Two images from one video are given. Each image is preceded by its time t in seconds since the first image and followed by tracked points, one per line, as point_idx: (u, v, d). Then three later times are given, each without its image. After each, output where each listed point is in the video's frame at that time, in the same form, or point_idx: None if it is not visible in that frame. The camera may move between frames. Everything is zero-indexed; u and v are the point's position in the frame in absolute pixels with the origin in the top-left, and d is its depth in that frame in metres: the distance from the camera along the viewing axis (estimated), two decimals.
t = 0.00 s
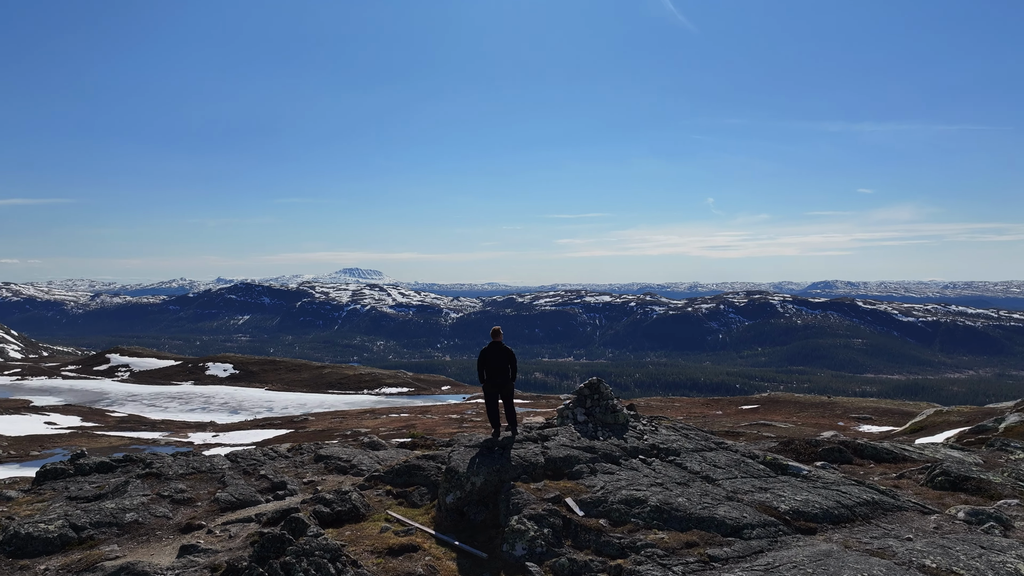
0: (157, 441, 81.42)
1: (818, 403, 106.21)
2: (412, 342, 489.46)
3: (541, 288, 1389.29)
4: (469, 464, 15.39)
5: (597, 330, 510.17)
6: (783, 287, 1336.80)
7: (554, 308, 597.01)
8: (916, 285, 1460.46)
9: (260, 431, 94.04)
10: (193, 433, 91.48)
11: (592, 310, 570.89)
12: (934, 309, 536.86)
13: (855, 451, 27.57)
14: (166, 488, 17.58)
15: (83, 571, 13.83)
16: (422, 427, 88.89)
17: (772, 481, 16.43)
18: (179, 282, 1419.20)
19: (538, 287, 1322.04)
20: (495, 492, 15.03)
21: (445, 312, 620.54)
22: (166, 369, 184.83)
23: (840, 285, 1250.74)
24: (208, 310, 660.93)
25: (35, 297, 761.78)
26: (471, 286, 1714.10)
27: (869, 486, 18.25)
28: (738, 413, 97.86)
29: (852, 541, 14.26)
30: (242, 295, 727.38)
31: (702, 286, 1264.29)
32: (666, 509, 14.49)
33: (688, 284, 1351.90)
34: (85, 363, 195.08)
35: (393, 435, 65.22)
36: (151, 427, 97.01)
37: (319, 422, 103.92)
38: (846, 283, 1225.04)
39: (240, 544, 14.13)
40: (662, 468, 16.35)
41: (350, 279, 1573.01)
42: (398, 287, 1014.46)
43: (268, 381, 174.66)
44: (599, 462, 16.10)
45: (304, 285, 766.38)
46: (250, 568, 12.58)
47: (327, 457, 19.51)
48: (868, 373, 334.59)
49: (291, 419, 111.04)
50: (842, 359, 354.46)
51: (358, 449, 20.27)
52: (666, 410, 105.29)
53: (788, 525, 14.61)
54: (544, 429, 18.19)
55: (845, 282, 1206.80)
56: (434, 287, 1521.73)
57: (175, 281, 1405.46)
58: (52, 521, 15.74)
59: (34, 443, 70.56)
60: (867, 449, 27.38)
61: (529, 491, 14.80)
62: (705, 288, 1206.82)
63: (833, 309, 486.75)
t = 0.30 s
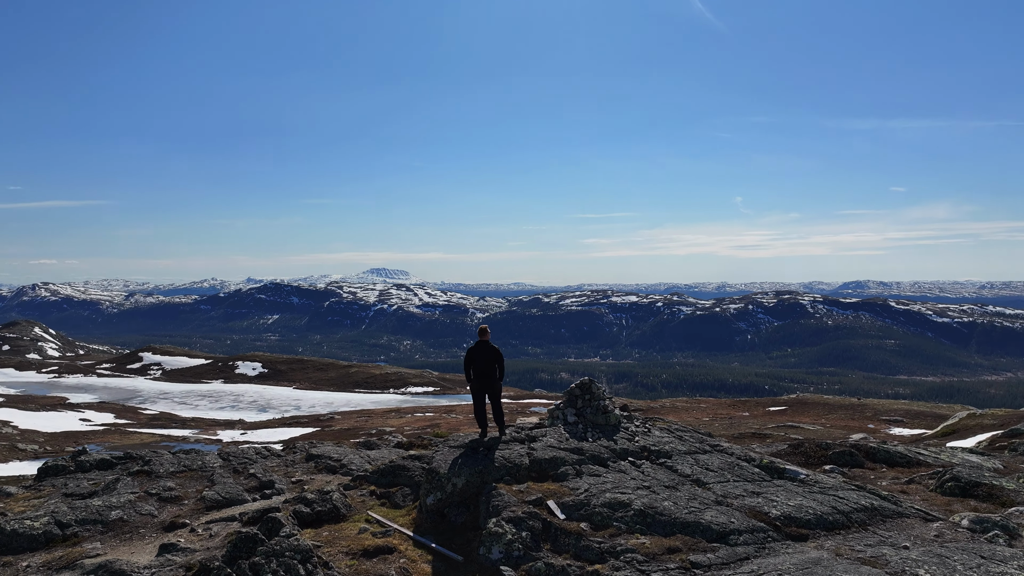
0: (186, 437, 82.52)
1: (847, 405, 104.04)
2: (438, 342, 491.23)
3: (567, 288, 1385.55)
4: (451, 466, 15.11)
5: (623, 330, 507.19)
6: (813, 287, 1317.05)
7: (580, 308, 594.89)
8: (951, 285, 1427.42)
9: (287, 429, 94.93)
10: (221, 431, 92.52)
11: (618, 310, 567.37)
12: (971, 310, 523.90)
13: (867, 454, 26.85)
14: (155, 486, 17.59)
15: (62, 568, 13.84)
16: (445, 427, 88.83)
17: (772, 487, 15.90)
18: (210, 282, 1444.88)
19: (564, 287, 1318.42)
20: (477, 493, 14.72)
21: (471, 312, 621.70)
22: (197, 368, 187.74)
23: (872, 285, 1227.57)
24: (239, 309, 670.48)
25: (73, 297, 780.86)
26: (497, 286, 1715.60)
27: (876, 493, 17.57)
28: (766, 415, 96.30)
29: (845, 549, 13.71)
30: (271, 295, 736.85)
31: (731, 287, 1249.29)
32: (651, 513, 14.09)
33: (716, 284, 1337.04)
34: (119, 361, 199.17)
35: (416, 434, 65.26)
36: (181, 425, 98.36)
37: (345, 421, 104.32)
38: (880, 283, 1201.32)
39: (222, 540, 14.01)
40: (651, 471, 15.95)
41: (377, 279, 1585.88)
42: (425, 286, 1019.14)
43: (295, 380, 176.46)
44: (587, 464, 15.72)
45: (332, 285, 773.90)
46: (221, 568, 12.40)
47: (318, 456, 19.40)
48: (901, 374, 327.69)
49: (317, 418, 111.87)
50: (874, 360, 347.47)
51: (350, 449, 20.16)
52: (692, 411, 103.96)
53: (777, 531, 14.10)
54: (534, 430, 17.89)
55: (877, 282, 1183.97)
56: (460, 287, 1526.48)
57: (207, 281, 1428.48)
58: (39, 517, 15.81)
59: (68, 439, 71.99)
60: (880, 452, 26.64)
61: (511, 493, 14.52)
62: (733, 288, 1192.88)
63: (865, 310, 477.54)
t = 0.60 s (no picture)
0: (216, 434, 83.52)
1: (879, 407, 101.62)
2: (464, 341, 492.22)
3: (593, 288, 1380.27)
4: (432, 466, 14.88)
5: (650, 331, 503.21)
6: (844, 287, 1295.42)
7: (606, 308, 591.98)
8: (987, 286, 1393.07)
9: (313, 427, 95.50)
10: (250, 428, 93.40)
11: (645, 310, 563.12)
12: (1009, 311, 509.89)
13: (880, 457, 26.08)
14: (144, 482, 17.61)
15: (40, 568, 13.78)
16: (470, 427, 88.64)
17: (765, 491, 15.37)
18: (241, 282, 1466.47)
19: (590, 287, 1312.78)
20: (458, 494, 14.43)
21: (496, 311, 622.03)
22: (227, 366, 190.16)
23: (906, 285, 1203.06)
24: (268, 309, 678.98)
25: (108, 296, 798.17)
26: (523, 286, 1714.56)
27: (880, 499, 16.92)
28: (794, 418, 94.41)
29: (836, 556, 13.15)
30: (300, 294, 744.81)
31: (760, 286, 1233.56)
32: (634, 518, 13.63)
33: (744, 284, 1321.31)
34: (152, 359, 202.88)
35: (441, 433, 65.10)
36: (210, 422, 99.63)
37: (371, 420, 104.58)
38: (913, 283, 1176.50)
39: (203, 538, 13.93)
40: (641, 473, 15.54)
41: (404, 279, 1594.76)
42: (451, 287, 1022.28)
43: (323, 379, 177.82)
44: (572, 465, 15.36)
45: (359, 285, 779.83)
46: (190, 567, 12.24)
47: (309, 455, 19.28)
48: (936, 376, 320.10)
49: (343, 416, 112.47)
50: (908, 362, 339.82)
51: (342, 448, 20.01)
52: (719, 412, 102.15)
53: (767, 537, 13.56)
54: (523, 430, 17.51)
55: (911, 282, 1159.68)
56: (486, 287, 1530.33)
57: (237, 282, 1449.87)
58: (23, 516, 15.84)
59: (102, 435, 73.32)
60: (893, 456, 25.89)
61: (490, 495, 14.20)
62: (762, 289, 1178.97)
63: (898, 311, 467.68)
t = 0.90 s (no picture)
0: (243, 433, 84.24)
1: (912, 409, 98.94)
2: (490, 341, 492.38)
3: (619, 288, 1373.28)
4: (413, 467, 14.63)
5: (678, 331, 498.40)
6: (876, 287, 1271.28)
7: (633, 308, 587.50)
8: None
9: (339, 426, 95.77)
10: (277, 427, 94.01)
11: (673, 309, 557.57)
12: None
13: (892, 461, 25.26)
14: (134, 482, 17.62)
15: (21, 565, 13.77)
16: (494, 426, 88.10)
17: (757, 497, 14.85)
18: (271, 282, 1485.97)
19: (616, 287, 1306.49)
20: (437, 497, 14.16)
21: (522, 311, 620.98)
22: (256, 365, 192.29)
23: (941, 285, 1176.53)
24: (297, 308, 686.14)
25: (142, 296, 813.65)
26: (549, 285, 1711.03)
27: (883, 507, 16.19)
28: (823, 420, 92.14)
29: (824, 566, 12.56)
30: (328, 294, 751.74)
31: (790, 286, 1215.69)
32: (614, 524, 13.27)
33: (774, 283, 1303.17)
34: (183, 358, 205.98)
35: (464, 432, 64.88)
36: (238, 420, 100.52)
37: (396, 419, 104.83)
38: (949, 283, 1149.90)
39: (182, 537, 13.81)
40: (629, 478, 15.09)
41: (430, 279, 1601.70)
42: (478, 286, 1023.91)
43: (350, 378, 178.92)
44: (556, 468, 15.05)
45: (387, 285, 784.56)
46: (162, 567, 12.15)
47: (299, 456, 19.14)
48: (973, 378, 311.77)
49: (369, 415, 112.84)
50: (943, 363, 331.73)
51: (334, 448, 19.87)
52: (747, 414, 100.15)
53: (753, 545, 13.04)
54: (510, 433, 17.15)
55: (946, 282, 1134.14)
56: (512, 287, 1531.48)
57: (267, 281, 1469.73)
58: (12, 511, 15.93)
59: (133, 432, 74.58)
60: (907, 461, 25.00)
61: (470, 498, 13.93)
62: (792, 288, 1161.59)
63: (933, 311, 457.07)
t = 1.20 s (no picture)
0: (270, 430, 84.99)
1: (946, 412, 96.29)
2: (516, 341, 492.30)
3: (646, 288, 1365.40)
4: (392, 470, 14.34)
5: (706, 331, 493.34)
6: (909, 287, 1246.65)
7: (660, 308, 583.02)
8: None
9: (365, 425, 96.16)
10: (304, 425, 94.79)
11: (700, 310, 552.00)
12: None
13: (905, 467, 24.48)
14: (123, 481, 17.58)
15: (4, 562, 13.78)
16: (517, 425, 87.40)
17: (751, 505, 14.33)
18: (300, 282, 1506.26)
19: (643, 287, 1299.44)
20: (416, 501, 13.82)
21: (548, 311, 619.82)
22: (285, 364, 194.25)
23: (977, 285, 1149.56)
24: (326, 308, 693.04)
25: (176, 295, 828.59)
26: (576, 284, 1706.07)
27: (886, 516, 15.53)
28: (854, 423, 90.06)
29: None
30: (356, 294, 758.15)
31: (820, 287, 1196.93)
32: (594, 530, 12.84)
33: (804, 284, 1284.65)
34: (214, 356, 208.89)
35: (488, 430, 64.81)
36: (266, 419, 101.53)
37: (421, 417, 105.00)
38: (985, 283, 1122.58)
39: (164, 534, 13.71)
40: (616, 482, 14.68)
41: (457, 279, 1608.03)
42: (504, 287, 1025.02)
43: (376, 377, 179.84)
44: (540, 472, 14.61)
45: (414, 284, 788.52)
46: (135, 567, 12.07)
47: (289, 456, 19.02)
48: (1011, 381, 303.43)
49: (394, 414, 113.06)
50: (979, 365, 323.54)
51: (326, 449, 19.69)
52: (774, 416, 98.31)
53: (738, 555, 12.49)
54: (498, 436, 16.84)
55: (982, 282, 1107.94)
56: (538, 286, 1531.28)
57: (296, 281, 1486.89)
58: None
59: (165, 429, 75.71)
60: (920, 467, 24.15)
61: (448, 502, 13.62)
62: (822, 288, 1144.33)
63: (969, 312, 446.35)
